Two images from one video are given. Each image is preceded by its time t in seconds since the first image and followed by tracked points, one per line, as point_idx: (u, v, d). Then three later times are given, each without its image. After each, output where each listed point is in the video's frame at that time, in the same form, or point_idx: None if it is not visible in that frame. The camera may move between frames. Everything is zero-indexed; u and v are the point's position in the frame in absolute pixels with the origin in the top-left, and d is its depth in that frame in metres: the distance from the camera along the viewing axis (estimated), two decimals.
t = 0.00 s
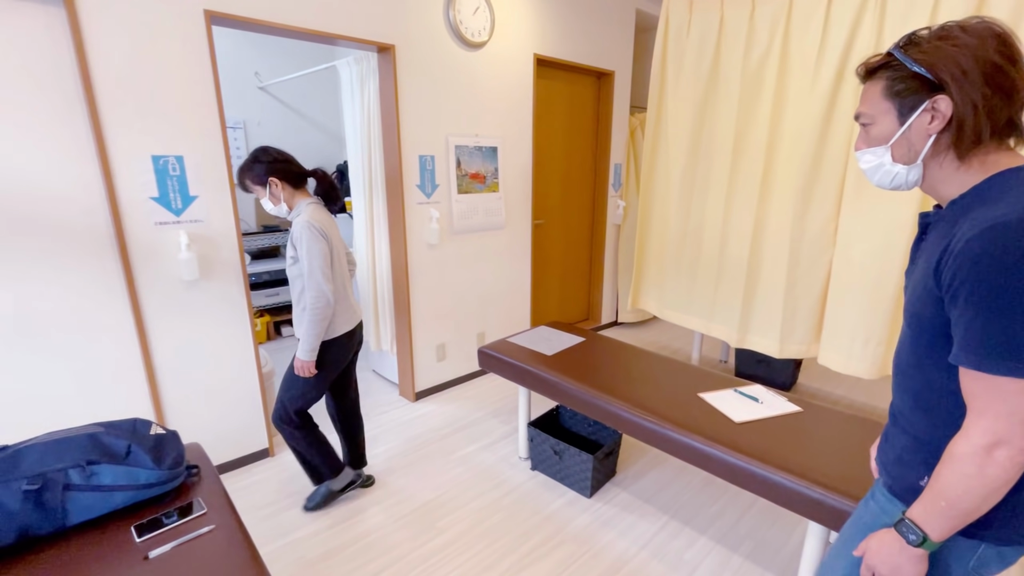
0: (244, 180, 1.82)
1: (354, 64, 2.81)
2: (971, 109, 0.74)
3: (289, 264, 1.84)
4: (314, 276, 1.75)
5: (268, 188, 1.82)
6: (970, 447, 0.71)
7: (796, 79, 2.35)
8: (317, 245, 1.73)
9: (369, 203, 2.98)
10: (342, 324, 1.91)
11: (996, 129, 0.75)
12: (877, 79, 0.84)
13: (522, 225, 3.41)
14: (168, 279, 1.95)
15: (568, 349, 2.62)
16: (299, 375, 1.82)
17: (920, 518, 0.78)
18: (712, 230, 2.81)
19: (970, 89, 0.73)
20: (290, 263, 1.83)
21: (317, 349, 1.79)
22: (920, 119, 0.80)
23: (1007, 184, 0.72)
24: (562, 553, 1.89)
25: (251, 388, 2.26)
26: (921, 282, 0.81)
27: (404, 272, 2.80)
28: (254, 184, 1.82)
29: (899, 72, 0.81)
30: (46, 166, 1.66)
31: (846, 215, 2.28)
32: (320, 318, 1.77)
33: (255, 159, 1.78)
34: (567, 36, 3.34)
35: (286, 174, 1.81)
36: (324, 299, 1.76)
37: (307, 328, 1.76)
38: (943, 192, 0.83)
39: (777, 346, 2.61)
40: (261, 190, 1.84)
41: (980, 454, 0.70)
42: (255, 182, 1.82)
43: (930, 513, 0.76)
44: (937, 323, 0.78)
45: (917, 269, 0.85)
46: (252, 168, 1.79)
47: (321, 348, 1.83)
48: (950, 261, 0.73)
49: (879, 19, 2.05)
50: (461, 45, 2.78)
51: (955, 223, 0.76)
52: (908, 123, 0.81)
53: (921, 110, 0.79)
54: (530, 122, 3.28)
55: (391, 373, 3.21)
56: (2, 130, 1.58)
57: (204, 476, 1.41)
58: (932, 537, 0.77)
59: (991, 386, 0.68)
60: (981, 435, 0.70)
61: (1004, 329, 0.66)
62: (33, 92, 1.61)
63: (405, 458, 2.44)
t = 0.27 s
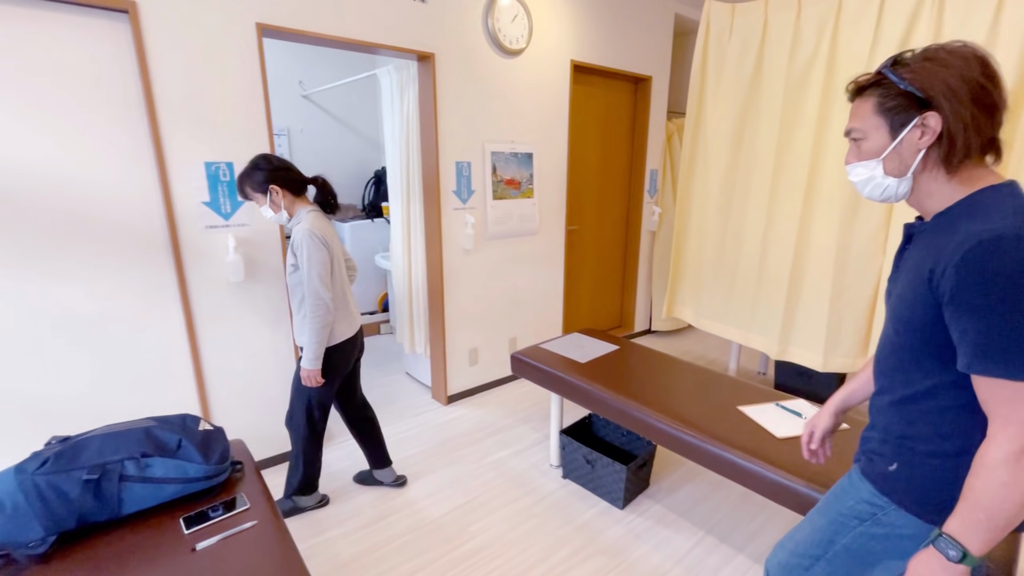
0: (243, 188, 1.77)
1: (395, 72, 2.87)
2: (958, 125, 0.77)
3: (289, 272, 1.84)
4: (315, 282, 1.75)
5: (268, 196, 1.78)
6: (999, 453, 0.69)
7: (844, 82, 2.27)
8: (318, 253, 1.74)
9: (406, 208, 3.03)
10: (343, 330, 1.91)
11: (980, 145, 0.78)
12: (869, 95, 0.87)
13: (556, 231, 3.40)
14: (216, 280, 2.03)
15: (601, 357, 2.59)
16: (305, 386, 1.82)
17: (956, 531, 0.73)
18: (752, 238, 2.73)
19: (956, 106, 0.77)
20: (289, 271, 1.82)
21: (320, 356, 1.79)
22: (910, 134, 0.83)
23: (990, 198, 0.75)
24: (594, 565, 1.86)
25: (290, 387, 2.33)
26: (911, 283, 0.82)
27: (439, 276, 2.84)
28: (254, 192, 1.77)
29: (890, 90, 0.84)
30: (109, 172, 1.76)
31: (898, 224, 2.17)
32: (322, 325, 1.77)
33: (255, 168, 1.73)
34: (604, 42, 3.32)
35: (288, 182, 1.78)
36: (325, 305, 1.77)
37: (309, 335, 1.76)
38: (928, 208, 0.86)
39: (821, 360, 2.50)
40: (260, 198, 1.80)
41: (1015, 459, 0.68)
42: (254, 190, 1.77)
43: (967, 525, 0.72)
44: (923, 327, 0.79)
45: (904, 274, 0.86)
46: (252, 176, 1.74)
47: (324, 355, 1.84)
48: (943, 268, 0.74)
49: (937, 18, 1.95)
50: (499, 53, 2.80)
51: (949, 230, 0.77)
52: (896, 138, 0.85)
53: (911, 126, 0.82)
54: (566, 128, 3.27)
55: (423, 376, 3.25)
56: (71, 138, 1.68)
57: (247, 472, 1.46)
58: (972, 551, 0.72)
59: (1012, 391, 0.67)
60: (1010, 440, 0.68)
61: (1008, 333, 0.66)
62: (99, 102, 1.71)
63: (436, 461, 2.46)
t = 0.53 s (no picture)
0: (250, 189, 1.75)
1: (438, 81, 2.93)
2: (872, 136, 0.85)
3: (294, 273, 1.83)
4: (316, 285, 1.73)
5: (277, 198, 1.77)
6: (914, 423, 0.78)
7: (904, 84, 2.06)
8: (325, 257, 1.73)
9: (446, 214, 3.08)
10: (335, 337, 1.87)
11: (890, 155, 0.86)
12: (801, 104, 0.94)
13: (594, 238, 3.37)
14: (267, 283, 2.11)
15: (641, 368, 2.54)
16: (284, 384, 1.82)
17: (919, 510, 0.79)
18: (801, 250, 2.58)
19: (872, 119, 0.84)
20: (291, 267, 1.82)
21: (305, 358, 1.77)
22: (835, 142, 0.90)
23: (888, 200, 0.85)
24: None
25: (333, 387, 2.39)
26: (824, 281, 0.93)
27: (477, 282, 2.86)
28: (261, 193, 1.75)
29: (819, 101, 0.91)
30: (172, 178, 1.87)
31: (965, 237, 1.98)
32: (314, 328, 1.74)
33: (263, 168, 1.72)
34: (647, 48, 3.28)
35: (297, 184, 1.78)
36: (321, 310, 1.74)
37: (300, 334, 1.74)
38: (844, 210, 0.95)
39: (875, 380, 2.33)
40: (268, 199, 1.78)
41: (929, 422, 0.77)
42: (262, 191, 1.75)
43: (926, 502, 0.78)
44: (835, 317, 0.90)
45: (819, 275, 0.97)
46: (261, 176, 1.72)
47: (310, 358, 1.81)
48: (846, 265, 0.84)
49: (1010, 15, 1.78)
50: (541, 60, 2.81)
51: (846, 231, 0.89)
52: (820, 145, 0.92)
53: (837, 134, 0.89)
54: (607, 134, 3.25)
55: (459, 380, 3.28)
56: (138, 146, 1.79)
57: (292, 469, 1.50)
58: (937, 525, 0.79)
59: (906, 366, 0.77)
60: (920, 410, 0.77)
61: (896, 314, 0.76)
62: (165, 112, 1.82)
63: (471, 465, 2.47)
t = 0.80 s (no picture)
0: (255, 197, 1.74)
1: (480, 89, 2.97)
2: (810, 136, 1.05)
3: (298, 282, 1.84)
4: (325, 294, 1.76)
5: (281, 207, 1.77)
6: (784, 372, 1.02)
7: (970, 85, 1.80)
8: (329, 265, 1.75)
9: (485, 219, 3.11)
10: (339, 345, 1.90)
11: (824, 154, 1.06)
12: (755, 108, 1.13)
13: (633, 246, 3.33)
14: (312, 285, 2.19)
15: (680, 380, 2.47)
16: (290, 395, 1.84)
17: (751, 424, 1.08)
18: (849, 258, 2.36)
19: (811, 122, 1.04)
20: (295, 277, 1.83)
21: (312, 368, 1.79)
22: (781, 140, 1.09)
23: (814, 194, 1.06)
24: None
25: (372, 388, 2.45)
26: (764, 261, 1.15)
27: (514, 288, 2.88)
28: (267, 201, 1.74)
29: (769, 105, 1.10)
30: (228, 184, 1.97)
31: None
32: (323, 337, 1.77)
33: (270, 176, 1.71)
34: (691, 53, 3.23)
35: (301, 193, 1.78)
36: (329, 320, 1.78)
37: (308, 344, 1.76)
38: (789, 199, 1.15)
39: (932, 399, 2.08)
40: (272, 207, 1.76)
41: (787, 376, 1.01)
42: (266, 199, 1.74)
43: (760, 423, 1.06)
44: (761, 284, 1.12)
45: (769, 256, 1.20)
46: (268, 184, 1.71)
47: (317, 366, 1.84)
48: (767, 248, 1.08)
49: None
50: (582, 67, 2.81)
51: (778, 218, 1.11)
52: (770, 144, 1.11)
53: (782, 134, 1.08)
54: (647, 141, 3.21)
55: (494, 384, 3.30)
56: (199, 155, 1.90)
57: (333, 467, 1.55)
58: (757, 440, 1.08)
59: (794, 328, 0.99)
60: (792, 364, 1.00)
61: (791, 286, 0.98)
62: (223, 122, 1.92)
63: (505, 470, 2.48)
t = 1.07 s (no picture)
0: (255, 206, 1.72)
1: (520, 96, 3.00)
2: (765, 162, 1.36)
3: (301, 288, 1.85)
4: (335, 295, 1.79)
5: (282, 215, 1.76)
6: (713, 355, 1.34)
7: None
8: (336, 268, 1.78)
9: (522, 225, 3.12)
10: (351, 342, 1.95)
11: (773, 177, 1.37)
12: (725, 133, 1.44)
13: (672, 253, 3.27)
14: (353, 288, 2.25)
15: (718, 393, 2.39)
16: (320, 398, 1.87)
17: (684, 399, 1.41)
18: (904, 271, 2.25)
19: (766, 151, 1.36)
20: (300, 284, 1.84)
21: (337, 366, 1.83)
22: (741, 162, 1.40)
23: (759, 211, 1.37)
24: None
25: (408, 389, 2.50)
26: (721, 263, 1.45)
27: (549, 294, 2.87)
28: (268, 209, 1.74)
29: (736, 132, 1.41)
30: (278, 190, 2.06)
31: None
32: (340, 337, 1.81)
33: (271, 183, 1.70)
34: (736, 56, 3.15)
35: (300, 201, 1.78)
36: (343, 318, 1.82)
37: (327, 345, 1.79)
38: (744, 210, 1.46)
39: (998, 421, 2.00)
40: (270, 214, 1.76)
41: (712, 358, 1.35)
42: (264, 206, 1.73)
43: (692, 398, 1.39)
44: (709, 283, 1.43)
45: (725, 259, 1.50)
46: (266, 191, 1.70)
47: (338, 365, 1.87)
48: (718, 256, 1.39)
49: None
50: (623, 72, 2.79)
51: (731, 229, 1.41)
52: (733, 165, 1.42)
53: (743, 158, 1.40)
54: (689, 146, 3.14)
55: (528, 389, 3.30)
56: (251, 162, 1.99)
57: (369, 466, 1.59)
58: (684, 412, 1.42)
59: (726, 321, 1.30)
60: (720, 350, 1.32)
61: (728, 288, 1.29)
62: (274, 131, 2.00)
63: (536, 476, 2.47)
